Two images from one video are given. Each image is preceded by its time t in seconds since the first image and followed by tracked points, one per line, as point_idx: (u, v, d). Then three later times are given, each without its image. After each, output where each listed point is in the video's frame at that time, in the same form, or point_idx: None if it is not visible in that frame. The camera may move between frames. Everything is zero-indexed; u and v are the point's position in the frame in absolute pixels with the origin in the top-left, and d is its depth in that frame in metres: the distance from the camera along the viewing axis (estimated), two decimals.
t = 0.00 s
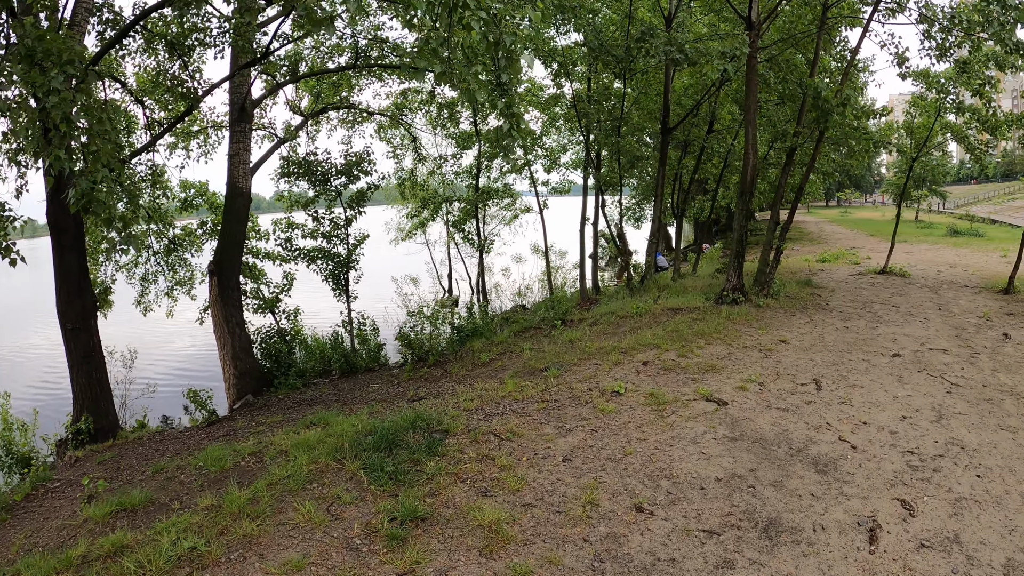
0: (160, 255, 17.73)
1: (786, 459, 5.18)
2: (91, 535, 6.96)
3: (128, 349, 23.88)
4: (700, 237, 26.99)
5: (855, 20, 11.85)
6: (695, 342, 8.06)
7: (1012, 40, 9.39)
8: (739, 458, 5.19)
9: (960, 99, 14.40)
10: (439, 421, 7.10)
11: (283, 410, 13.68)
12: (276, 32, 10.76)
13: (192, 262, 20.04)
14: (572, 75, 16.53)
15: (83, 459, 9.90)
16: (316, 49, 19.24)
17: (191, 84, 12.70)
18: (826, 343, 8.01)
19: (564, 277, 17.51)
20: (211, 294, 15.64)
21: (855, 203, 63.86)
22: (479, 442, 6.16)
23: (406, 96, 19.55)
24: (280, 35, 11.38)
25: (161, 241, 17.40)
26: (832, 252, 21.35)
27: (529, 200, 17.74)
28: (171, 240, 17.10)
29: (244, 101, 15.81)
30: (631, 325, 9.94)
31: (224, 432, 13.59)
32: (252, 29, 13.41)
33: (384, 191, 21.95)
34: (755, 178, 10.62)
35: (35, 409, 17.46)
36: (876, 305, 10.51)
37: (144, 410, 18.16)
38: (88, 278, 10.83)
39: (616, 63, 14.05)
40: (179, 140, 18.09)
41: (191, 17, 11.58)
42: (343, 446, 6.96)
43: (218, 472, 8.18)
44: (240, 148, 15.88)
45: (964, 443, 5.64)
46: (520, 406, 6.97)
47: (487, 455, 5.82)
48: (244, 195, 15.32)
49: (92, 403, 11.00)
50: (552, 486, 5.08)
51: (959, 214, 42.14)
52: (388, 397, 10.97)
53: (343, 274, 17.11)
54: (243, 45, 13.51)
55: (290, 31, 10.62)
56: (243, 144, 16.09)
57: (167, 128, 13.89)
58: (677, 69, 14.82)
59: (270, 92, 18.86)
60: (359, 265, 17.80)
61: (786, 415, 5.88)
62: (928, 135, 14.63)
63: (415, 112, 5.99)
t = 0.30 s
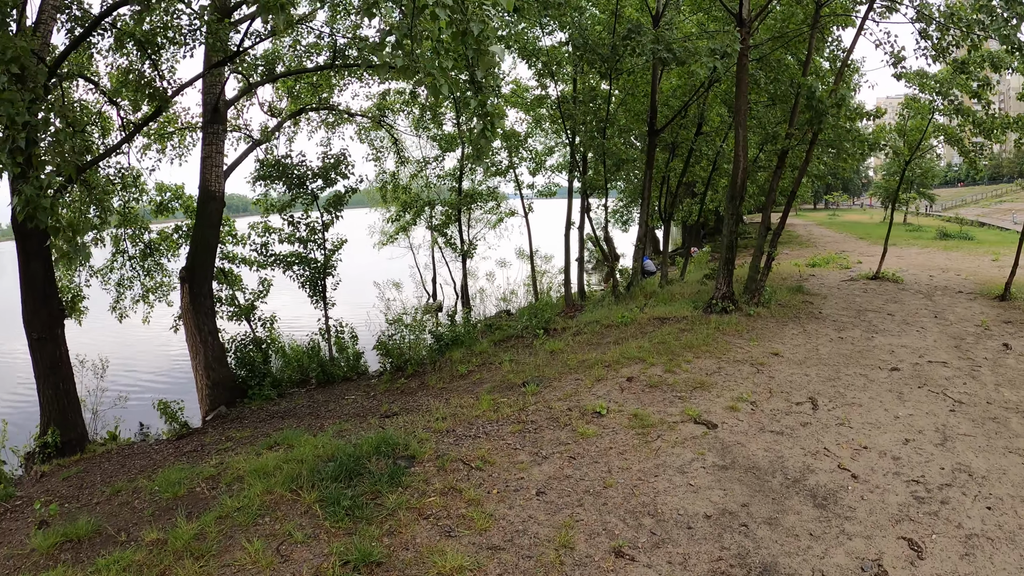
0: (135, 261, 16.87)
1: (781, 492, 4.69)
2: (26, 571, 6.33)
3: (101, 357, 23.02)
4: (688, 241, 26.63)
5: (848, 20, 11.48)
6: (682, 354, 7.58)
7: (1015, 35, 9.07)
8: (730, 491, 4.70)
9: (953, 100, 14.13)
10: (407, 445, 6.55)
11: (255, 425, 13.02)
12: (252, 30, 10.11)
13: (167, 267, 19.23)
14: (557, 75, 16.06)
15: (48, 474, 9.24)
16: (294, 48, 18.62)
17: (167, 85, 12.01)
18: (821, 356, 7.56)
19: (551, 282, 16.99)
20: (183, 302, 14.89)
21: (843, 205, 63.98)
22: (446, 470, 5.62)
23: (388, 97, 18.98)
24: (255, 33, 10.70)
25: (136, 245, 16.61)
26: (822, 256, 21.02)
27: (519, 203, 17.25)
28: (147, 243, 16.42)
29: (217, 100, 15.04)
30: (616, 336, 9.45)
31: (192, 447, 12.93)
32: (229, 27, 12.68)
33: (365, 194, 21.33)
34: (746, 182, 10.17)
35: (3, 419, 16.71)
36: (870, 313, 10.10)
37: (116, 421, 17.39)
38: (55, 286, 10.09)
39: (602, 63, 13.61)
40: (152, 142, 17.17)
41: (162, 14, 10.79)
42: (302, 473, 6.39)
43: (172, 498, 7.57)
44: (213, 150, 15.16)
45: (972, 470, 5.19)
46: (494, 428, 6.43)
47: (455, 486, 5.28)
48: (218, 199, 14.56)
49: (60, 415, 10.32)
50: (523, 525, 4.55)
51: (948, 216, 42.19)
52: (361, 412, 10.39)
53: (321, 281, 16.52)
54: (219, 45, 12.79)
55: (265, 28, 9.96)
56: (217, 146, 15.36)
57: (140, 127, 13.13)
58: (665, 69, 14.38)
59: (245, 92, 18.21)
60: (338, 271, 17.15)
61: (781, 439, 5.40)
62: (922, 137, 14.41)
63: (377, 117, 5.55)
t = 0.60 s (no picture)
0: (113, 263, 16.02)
1: (777, 518, 4.28)
2: None
3: (74, 363, 22.24)
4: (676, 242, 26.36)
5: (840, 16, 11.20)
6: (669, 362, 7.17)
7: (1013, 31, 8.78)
8: (721, 517, 4.28)
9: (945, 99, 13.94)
10: (375, 463, 6.08)
11: (227, 435, 12.42)
12: (228, 27, 9.62)
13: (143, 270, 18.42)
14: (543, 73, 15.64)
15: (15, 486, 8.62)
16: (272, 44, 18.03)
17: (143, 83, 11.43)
18: (815, 363, 7.19)
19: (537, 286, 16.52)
20: (155, 306, 14.14)
21: (830, 206, 64.20)
22: (414, 493, 5.15)
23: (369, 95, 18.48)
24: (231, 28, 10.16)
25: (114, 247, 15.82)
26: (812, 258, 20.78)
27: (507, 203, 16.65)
28: (124, 246, 15.63)
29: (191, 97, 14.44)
30: (602, 342, 9.03)
31: (161, 459, 12.34)
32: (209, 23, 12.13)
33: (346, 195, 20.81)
34: (736, 181, 9.78)
35: None
36: (864, 317, 9.78)
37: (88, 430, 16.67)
38: (21, 289, 9.40)
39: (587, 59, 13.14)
40: (127, 142, 16.25)
41: (137, 9, 10.23)
42: (262, 494, 5.88)
43: (126, 519, 7.05)
44: (186, 149, 14.47)
45: (980, 488, 4.81)
46: (469, 444, 5.97)
47: (422, 512, 4.81)
48: (190, 199, 13.88)
49: (29, 423, 9.62)
50: (493, 558, 4.10)
51: (935, 216, 42.39)
52: (335, 422, 9.89)
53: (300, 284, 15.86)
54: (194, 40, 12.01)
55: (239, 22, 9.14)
56: (192, 144, 14.79)
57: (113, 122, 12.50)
58: (653, 66, 13.99)
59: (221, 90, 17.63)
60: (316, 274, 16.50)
61: (776, 456, 4.99)
62: (914, 136, 14.15)
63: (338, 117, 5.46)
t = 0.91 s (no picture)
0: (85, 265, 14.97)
1: (776, 552, 3.80)
2: None
3: (42, 370, 21.37)
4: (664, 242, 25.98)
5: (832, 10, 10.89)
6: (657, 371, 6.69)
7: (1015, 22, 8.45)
8: (714, 552, 3.80)
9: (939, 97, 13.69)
10: (335, 485, 5.54)
11: (195, 445, 11.69)
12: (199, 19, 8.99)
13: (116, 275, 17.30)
14: (528, 70, 15.16)
15: None
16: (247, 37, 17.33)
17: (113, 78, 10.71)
18: (812, 372, 6.75)
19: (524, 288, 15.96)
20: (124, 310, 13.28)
21: (818, 206, 64.34)
22: (374, 523, 4.61)
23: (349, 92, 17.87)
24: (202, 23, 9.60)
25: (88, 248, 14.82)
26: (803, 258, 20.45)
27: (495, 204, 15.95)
28: (98, 246, 14.76)
29: (162, 93, 13.72)
30: (586, 348, 8.55)
31: (124, 472, 11.68)
32: (181, 15, 11.43)
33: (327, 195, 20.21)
34: (727, 179, 9.33)
35: None
36: (859, 321, 9.39)
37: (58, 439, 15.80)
38: None
39: (573, 53, 12.65)
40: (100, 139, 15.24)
41: None
42: (209, 521, 5.32)
43: (65, 545, 6.44)
44: (156, 147, 13.73)
45: (996, 513, 4.37)
46: (438, 464, 5.45)
47: (380, 546, 4.28)
48: (162, 199, 13.26)
49: None
50: None
51: (922, 216, 42.53)
52: (304, 434, 9.30)
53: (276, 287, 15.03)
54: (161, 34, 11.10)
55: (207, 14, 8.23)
56: (163, 142, 14.03)
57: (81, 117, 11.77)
58: (641, 61, 13.56)
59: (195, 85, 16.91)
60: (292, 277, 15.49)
61: (772, 479, 4.52)
62: (907, 136, 13.87)
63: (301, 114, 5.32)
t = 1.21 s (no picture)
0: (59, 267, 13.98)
1: None
2: None
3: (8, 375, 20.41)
4: (651, 241, 25.67)
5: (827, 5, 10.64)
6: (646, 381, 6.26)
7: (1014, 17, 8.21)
8: None
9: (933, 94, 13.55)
10: (293, 515, 5.02)
11: (162, 457, 10.80)
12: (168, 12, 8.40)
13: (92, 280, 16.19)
14: (513, 65, 14.65)
15: None
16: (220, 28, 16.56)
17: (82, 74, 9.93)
18: (809, 383, 6.37)
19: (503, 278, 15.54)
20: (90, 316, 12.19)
21: (805, 204, 64.61)
22: (329, 563, 4.10)
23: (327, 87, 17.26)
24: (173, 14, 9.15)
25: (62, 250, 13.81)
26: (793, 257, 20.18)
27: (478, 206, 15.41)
28: (70, 248, 13.72)
29: (130, 89, 12.80)
30: (571, 356, 8.09)
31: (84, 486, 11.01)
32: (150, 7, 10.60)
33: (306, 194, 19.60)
34: (718, 178, 8.92)
35: None
36: (854, 327, 9.06)
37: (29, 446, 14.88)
38: None
39: (557, 46, 12.13)
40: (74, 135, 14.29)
41: None
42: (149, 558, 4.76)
43: None
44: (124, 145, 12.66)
45: (1016, 545, 3.98)
46: (406, 490, 4.95)
47: None
48: (127, 199, 12.58)
49: None
50: None
51: (908, 214, 42.66)
52: (274, 447, 8.67)
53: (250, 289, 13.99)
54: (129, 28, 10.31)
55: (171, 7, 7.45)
56: (131, 141, 13.00)
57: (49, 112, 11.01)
58: (628, 55, 13.13)
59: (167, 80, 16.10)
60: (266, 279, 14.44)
61: (771, 510, 4.08)
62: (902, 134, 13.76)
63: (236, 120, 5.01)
